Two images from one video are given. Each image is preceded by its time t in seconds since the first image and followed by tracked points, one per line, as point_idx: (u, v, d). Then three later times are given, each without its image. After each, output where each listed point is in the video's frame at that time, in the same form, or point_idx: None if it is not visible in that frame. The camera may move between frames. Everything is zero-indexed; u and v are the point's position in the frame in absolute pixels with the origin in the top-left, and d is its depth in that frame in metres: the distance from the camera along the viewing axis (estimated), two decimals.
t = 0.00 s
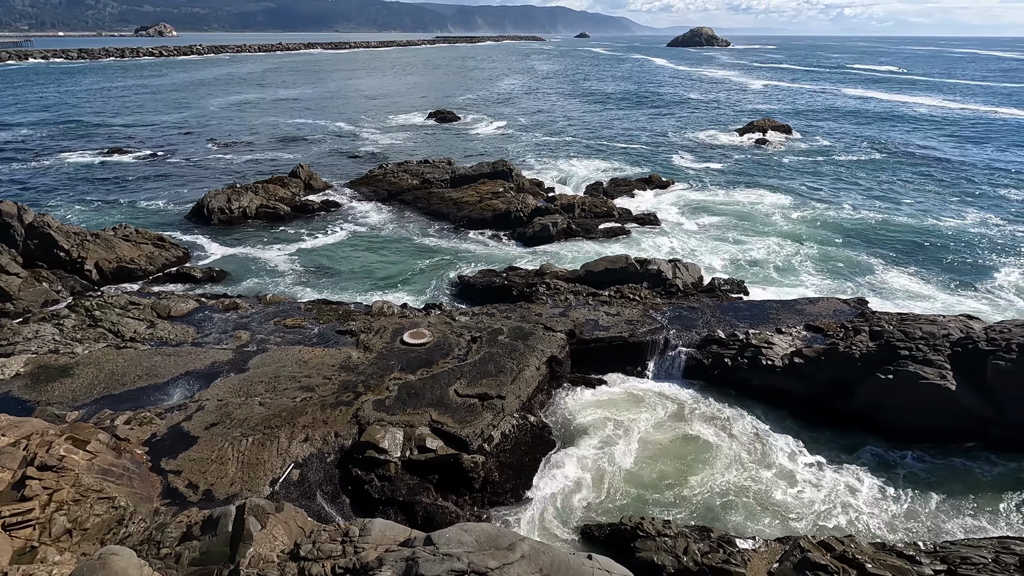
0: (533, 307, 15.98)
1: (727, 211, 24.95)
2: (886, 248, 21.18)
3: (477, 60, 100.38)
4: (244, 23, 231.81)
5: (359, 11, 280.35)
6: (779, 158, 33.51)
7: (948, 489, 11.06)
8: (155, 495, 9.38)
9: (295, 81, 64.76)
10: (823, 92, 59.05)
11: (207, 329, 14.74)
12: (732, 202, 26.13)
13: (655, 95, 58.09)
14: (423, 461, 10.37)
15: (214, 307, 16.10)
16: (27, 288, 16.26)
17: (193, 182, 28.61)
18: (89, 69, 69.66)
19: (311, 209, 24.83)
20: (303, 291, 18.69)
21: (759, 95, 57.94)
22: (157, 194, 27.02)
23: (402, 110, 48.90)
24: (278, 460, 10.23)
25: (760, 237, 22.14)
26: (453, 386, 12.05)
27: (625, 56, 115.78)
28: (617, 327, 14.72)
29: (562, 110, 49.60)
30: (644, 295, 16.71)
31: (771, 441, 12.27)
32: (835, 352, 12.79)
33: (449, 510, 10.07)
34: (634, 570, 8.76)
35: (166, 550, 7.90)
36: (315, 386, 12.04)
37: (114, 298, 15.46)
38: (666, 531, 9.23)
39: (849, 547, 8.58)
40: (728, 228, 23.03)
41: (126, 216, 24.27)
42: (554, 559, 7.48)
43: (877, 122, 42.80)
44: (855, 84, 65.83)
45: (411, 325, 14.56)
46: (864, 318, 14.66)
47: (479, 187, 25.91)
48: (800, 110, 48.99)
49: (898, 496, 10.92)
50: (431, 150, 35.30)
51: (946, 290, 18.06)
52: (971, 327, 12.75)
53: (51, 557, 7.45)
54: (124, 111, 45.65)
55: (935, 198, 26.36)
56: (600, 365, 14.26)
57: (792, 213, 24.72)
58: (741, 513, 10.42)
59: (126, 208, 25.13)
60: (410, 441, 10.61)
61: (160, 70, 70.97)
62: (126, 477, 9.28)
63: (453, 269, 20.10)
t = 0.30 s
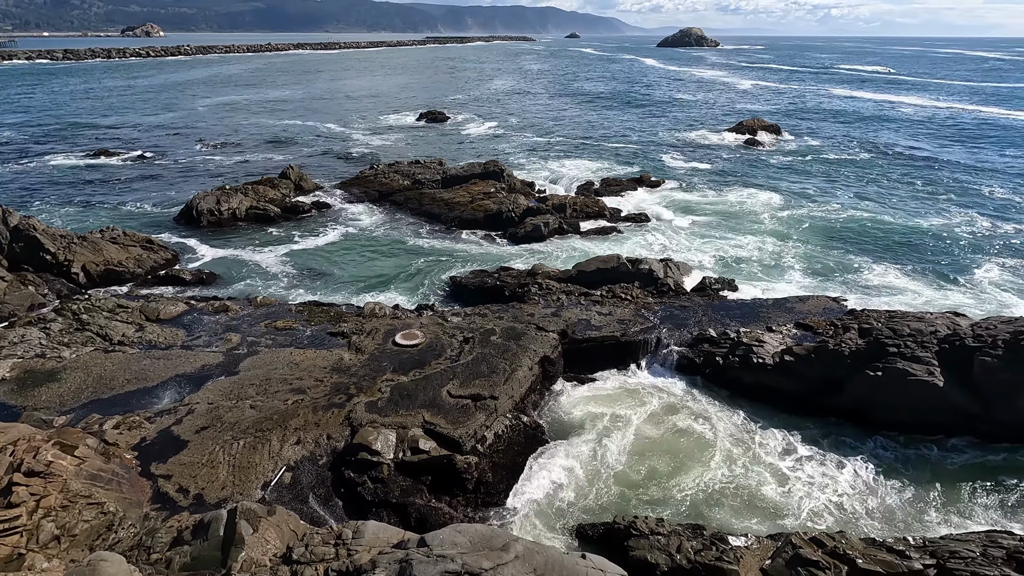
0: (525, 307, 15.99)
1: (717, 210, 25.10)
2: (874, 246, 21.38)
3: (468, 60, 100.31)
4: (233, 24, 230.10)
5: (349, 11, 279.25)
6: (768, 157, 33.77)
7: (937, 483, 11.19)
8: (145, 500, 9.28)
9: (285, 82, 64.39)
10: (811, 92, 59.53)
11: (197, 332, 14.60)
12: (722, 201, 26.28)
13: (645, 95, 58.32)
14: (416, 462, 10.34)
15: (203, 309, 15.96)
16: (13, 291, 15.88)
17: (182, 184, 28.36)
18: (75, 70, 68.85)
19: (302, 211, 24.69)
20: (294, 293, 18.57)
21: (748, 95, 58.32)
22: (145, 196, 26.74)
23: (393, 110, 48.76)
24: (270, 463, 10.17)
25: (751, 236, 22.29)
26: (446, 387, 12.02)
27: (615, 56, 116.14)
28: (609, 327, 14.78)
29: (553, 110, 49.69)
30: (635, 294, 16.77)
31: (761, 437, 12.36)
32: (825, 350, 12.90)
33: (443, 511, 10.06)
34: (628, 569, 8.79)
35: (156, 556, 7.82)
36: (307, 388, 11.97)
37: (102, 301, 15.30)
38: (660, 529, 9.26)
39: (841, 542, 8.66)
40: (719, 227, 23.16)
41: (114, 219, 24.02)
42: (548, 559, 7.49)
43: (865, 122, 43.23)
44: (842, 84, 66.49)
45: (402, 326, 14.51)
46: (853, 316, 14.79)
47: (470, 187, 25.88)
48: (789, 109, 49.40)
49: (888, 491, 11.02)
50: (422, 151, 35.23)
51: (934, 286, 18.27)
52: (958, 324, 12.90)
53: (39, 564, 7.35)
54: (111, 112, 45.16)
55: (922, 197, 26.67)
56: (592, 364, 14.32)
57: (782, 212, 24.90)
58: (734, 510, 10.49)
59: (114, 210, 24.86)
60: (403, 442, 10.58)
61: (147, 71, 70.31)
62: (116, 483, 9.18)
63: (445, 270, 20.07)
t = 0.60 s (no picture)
0: (517, 309, 16.00)
1: (707, 211, 25.27)
2: (861, 246, 21.62)
3: (458, 63, 100.29)
4: (220, 25, 228.50)
5: (338, 13, 278.28)
6: (756, 158, 34.08)
7: (927, 477, 11.26)
8: (133, 507, 9.16)
9: (274, 84, 64.01)
10: (798, 94, 60.15)
11: (185, 336, 14.46)
12: (712, 202, 26.46)
13: (635, 96, 58.61)
14: (409, 465, 10.29)
15: (192, 314, 15.80)
16: None
17: (169, 188, 28.08)
18: (60, 73, 68.03)
19: (291, 214, 24.53)
20: (284, 297, 18.44)
21: (736, 97, 58.82)
22: (132, 200, 26.45)
23: (383, 113, 48.64)
24: (260, 468, 10.08)
25: (740, 236, 22.47)
26: (438, 390, 12.00)
27: (605, 58, 116.69)
28: (601, 328, 14.83)
29: (544, 112, 49.82)
30: (626, 295, 16.82)
31: (753, 433, 12.40)
32: (814, 349, 13.02)
33: (435, 515, 10.01)
34: (621, 569, 8.81)
35: (145, 564, 7.71)
36: (297, 392, 11.88)
37: (88, 306, 15.12)
38: (652, 529, 9.29)
39: (831, 540, 8.74)
40: (709, 228, 23.30)
41: (100, 223, 23.75)
42: (541, 561, 7.50)
43: (851, 124, 43.76)
44: (829, 86, 67.27)
45: (393, 329, 14.46)
46: (841, 315, 14.93)
47: (461, 190, 25.85)
48: (777, 111, 49.88)
49: (878, 486, 11.09)
50: (412, 153, 35.15)
51: (920, 285, 18.52)
52: (944, 322, 13.08)
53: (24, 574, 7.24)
54: (96, 115, 44.66)
55: (907, 197, 27.02)
56: (584, 364, 14.34)
57: (770, 213, 25.13)
58: (726, 508, 10.51)
59: (100, 215, 24.56)
60: (395, 446, 10.54)
61: (134, 73, 69.65)
62: (103, 490, 9.05)
63: (436, 272, 20.02)
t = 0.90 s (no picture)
0: (510, 311, 16.01)
1: (698, 213, 25.40)
2: (851, 247, 21.82)
3: (449, 65, 100.35)
4: (210, 29, 227.20)
5: (328, 16, 277.52)
6: (746, 161, 34.32)
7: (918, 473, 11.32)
8: (123, 515, 9.05)
9: (264, 87, 63.68)
10: (787, 97, 60.69)
11: (175, 341, 14.32)
12: (703, 204, 26.61)
13: (625, 99, 58.88)
14: (402, 470, 10.25)
15: (182, 318, 15.65)
16: None
17: (158, 192, 27.85)
18: (46, 76, 67.31)
19: (282, 217, 24.39)
20: (275, 301, 18.33)
21: (726, 100, 59.25)
22: (120, 204, 26.19)
23: (374, 116, 48.55)
24: (252, 473, 10.00)
25: (731, 238, 22.60)
26: (431, 393, 11.96)
27: (595, 61, 117.04)
28: (593, 331, 14.89)
29: (535, 114, 49.92)
30: (619, 297, 16.87)
31: (746, 431, 12.42)
32: (805, 348, 13.11)
33: (429, 519, 9.95)
34: (615, 571, 8.80)
35: (135, 572, 7.61)
36: (289, 397, 11.79)
37: (76, 312, 14.94)
38: (646, 530, 9.31)
39: (823, 539, 8.80)
40: (700, 230, 23.42)
41: (88, 228, 23.49)
42: (535, 564, 7.49)
43: (840, 126, 44.19)
44: (817, 89, 67.87)
45: (386, 332, 14.40)
46: (831, 316, 15.04)
47: (453, 192, 25.83)
48: (766, 114, 50.28)
49: (871, 483, 11.12)
50: (404, 156, 35.08)
51: (908, 285, 18.70)
52: (932, 322, 13.22)
53: None
54: (83, 119, 44.21)
55: (895, 198, 27.30)
56: (577, 365, 14.34)
57: (761, 214, 25.30)
58: (721, 507, 10.50)
59: (88, 219, 24.31)
60: (388, 449, 10.49)
61: (122, 77, 69.08)
62: (92, 498, 8.93)
63: (428, 275, 19.99)
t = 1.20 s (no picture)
0: (503, 314, 16.03)
1: (690, 215, 25.55)
2: (841, 248, 22.01)
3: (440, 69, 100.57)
4: (200, 32, 226.07)
5: (320, 20, 277.08)
6: (738, 163, 34.56)
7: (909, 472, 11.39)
8: (112, 523, 8.94)
9: (255, 91, 63.41)
10: (777, 100, 61.26)
11: (165, 347, 14.20)
12: (695, 207, 26.76)
13: (617, 102, 59.20)
14: (396, 474, 10.21)
15: (172, 323, 15.54)
16: None
17: (148, 196, 27.63)
18: (33, 80, 66.72)
19: (274, 222, 24.26)
20: (268, 305, 18.24)
21: (716, 103, 59.67)
22: (110, 208, 26.02)
23: (367, 119, 48.48)
24: (244, 480, 9.92)
25: (723, 241, 22.74)
26: (424, 397, 11.94)
27: (586, 64, 117.55)
28: (586, 334, 14.99)
29: (527, 118, 50.04)
30: (612, 299, 16.93)
31: (739, 430, 12.44)
32: (797, 350, 13.23)
33: (423, 523, 9.90)
34: (609, 573, 8.81)
35: None
36: (281, 402, 11.72)
37: (64, 317, 14.77)
38: (641, 533, 9.32)
39: (816, 539, 8.86)
40: (692, 232, 23.56)
41: (77, 233, 23.25)
42: (530, 567, 7.49)
43: (829, 129, 44.63)
44: (806, 92, 68.51)
45: (379, 336, 14.36)
46: (822, 317, 15.15)
47: (445, 196, 25.84)
48: (756, 117, 50.70)
49: (864, 482, 11.18)
50: (396, 160, 35.03)
51: (897, 286, 18.86)
52: (921, 322, 13.34)
53: None
54: (72, 123, 43.82)
55: (884, 200, 27.58)
56: (570, 366, 14.35)
57: (752, 217, 25.48)
58: (714, 507, 10.51)
59: (76, 225, 24.06)
60: (382, 454, 10.45)
61: (111, 81, 68.61)
62: (81, 506, 8.82)
63: (421, 279, 19.96)
